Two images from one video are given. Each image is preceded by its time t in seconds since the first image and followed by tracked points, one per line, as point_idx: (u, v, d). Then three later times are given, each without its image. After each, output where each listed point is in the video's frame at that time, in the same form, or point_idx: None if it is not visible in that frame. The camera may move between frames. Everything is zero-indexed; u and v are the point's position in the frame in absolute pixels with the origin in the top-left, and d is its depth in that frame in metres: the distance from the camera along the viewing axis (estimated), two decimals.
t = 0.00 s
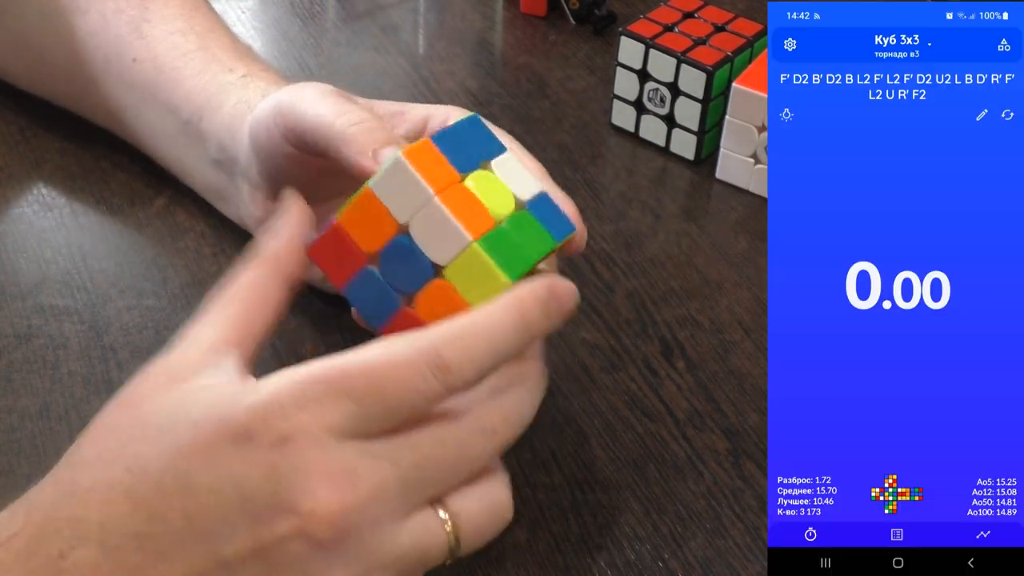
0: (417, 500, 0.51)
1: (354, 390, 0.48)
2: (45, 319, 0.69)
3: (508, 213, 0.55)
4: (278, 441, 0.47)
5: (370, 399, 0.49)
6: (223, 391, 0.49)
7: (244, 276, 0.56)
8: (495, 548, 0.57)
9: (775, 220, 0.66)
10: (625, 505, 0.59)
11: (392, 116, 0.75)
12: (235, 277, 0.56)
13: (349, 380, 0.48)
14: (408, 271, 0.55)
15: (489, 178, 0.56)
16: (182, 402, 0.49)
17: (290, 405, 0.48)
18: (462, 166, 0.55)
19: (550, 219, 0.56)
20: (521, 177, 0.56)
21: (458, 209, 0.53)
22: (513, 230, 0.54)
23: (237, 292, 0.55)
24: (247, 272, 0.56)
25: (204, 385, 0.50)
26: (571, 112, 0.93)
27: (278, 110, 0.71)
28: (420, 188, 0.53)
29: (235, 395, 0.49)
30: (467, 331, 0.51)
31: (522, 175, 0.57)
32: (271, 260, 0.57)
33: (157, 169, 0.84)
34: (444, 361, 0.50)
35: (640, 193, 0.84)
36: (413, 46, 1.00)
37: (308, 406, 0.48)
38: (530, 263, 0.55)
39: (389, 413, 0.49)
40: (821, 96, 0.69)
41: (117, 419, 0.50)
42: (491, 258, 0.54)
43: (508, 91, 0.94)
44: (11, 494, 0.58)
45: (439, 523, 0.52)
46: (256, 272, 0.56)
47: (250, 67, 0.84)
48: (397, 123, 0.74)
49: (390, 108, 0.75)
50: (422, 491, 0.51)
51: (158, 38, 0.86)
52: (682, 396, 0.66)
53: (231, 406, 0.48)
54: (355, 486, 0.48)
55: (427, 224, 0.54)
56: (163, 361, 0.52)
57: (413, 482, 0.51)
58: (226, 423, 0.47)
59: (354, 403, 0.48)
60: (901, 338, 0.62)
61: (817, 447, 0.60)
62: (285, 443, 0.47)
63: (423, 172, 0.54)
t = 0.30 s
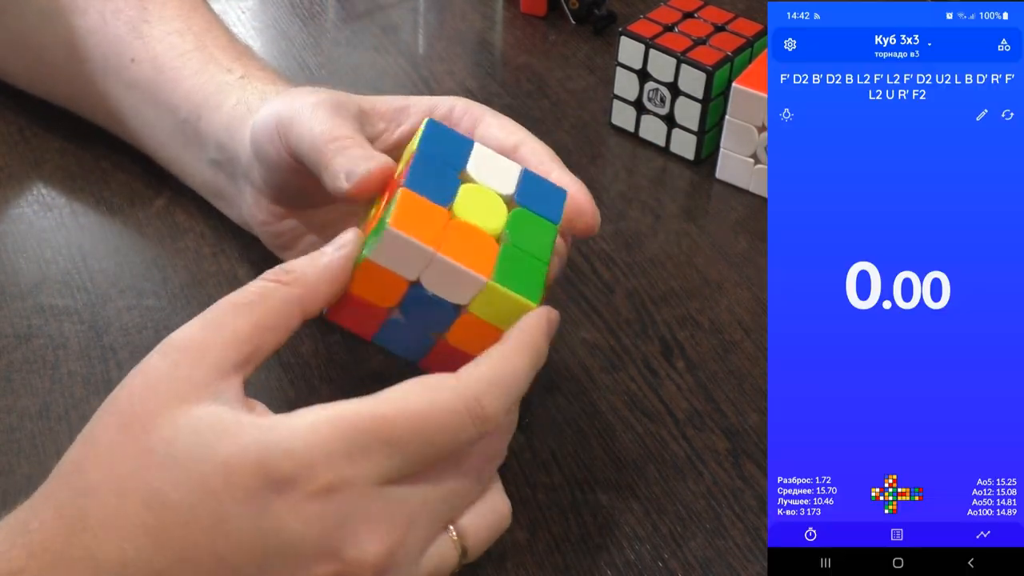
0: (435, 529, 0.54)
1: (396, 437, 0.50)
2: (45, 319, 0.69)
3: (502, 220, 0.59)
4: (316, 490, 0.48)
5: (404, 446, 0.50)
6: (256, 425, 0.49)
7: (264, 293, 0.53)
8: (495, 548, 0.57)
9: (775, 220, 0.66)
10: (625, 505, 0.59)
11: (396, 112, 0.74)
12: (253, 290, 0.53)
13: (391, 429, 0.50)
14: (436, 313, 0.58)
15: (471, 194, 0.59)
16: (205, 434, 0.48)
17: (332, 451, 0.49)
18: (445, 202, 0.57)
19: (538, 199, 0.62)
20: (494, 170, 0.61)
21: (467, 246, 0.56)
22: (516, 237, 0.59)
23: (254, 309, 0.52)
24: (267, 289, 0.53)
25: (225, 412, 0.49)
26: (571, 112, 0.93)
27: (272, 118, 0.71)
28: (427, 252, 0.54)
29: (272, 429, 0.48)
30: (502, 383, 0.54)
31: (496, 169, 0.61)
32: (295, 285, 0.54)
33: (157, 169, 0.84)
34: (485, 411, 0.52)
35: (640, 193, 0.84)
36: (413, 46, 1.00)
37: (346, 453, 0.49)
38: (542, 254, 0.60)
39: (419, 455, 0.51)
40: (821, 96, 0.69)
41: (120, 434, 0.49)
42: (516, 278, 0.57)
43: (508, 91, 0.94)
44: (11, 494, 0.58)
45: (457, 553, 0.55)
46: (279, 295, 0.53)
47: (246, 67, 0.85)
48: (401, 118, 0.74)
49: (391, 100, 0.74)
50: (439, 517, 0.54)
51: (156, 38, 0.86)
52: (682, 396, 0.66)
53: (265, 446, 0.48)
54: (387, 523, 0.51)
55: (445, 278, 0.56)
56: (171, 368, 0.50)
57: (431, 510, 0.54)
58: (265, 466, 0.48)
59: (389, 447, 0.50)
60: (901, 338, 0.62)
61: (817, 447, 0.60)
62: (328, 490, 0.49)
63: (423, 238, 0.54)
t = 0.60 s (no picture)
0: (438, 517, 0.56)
1: (442, 466, 0.51)
2: (45, 319, 0.69)
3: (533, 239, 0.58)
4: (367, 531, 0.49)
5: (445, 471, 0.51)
6: (321, 476, 0.47)
7: (325, 363, 0.48)
8: (495, 548, 0.57)
9: (774, 220, 0.67)
10: (625, 505, 0.59)
11: (367, 112, 0.73)
12: (312, 359, 0.47)
13: (441, 462, 0.50)
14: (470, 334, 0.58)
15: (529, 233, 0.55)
16: (267, 491, 0.46)
17: (394, 495, 0.49)
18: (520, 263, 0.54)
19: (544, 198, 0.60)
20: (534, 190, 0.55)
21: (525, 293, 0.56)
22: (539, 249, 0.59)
23: (316, 377, 0.48)
24: (329, 358, 0.48)
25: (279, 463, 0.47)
26: (571, 112, 0.93)
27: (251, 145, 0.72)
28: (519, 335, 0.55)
29: (340, 482, 0.47)
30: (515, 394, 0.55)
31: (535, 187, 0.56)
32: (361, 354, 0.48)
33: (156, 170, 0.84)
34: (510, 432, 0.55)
35: (640, 193, 0.84)
36: (413, 46, 1.00)
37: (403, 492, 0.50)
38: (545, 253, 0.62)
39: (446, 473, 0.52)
40: (821, 96, 0.69)
41: (164, 487, 0.46)
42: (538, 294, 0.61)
43: (508, 91, 0.94)
44: (11, 494, 0.58)
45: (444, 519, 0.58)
46: (344, 365, 0.48)
47: (225, 76, 0.83)
48: (374, 118, 0.73)
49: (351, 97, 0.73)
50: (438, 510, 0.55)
51: (142, 46, 0.86)
52: (682, 396, 0.66)
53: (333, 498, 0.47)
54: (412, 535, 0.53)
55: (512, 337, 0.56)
56: (223, 428, 0.47)
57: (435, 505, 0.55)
58: (332, 518, 0.47)
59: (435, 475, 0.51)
60: (901, 338, 0.62)
61: (817, 447, 0.60)
62: (385, 527, 0.50)
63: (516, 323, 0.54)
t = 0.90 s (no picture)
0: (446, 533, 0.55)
1: (441, 476, 0.50)
2: (45, 319, 0.69)
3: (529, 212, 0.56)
4: (356, 533, 0.49)
5: (445, 482, 0.51)
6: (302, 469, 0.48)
7: (305, 335, 0.51)
8: (495, 548, 0.57)
9: (775, 220, 0.67)
10: (625, 505, 0.59)
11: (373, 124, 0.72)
12: (292, 331, 0.51)
13: (439, 471, 0.50)
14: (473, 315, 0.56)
15: (507, 193, 0.54)
16: (250, 476, 0.48)
17: (383, 498, 0.48)
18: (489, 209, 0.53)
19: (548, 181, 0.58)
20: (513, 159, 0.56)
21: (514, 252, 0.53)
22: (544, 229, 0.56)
23: (297, 351, 0.51)
24: (306, 327, 0.51)
25: (263, 453, 0.48)
26: (571, 112, 0.93)
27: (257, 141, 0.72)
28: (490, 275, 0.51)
29: (317, 478, 0.47)
30: (532, 409, 0.54)
31: (514, 159, 0.56)
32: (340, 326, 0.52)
33: (156, 169, 0.84)
34: (519, 442, 0.54)
35: (640, 193, 0.84)
36: (413, 46, 1.00)
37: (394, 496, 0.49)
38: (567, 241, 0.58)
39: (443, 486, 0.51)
40: (821, 96, 0.69)
41: (158, 466, 0.48)
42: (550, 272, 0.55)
43: (508, 91, 0.94)
44: (11, 494, 0.58)
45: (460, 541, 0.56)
46: (323, 337, 0.51)
47: (233, 74, 0.83)
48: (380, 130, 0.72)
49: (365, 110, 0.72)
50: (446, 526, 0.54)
51: (147, 44, 0.86)
52: (683, 396, 0.66)
53: (307, 492, 0.47)
54: (411, 545, 0.52)
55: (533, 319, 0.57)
56: (214, 407, 0.49)
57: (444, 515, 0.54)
58: (308, 516, 0.47)
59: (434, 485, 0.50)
60: (901, 338, 0.62)
61: (817, 447, 0.60)
62: (371, 530, 0.49)
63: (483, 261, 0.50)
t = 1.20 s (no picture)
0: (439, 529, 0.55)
1: (414, 453, 0.50)
2: (46, 319, 0.69)
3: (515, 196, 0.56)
4: (339, 520, 0.49)
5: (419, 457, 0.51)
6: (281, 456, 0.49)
7: (329, 359, 0.53)
8: (495, 547, 0.57)
9: (775, 220, 0.67)
10: (625, 505, 0.59)
11: (380, 120, 0.73)
12: (317, 351, 0.53)
13: (411, 448, 0.50)
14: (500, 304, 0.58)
15: (485, 189, 0.55)
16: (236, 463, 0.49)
17: (357, 482, 0.49)
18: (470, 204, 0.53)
19: (517, 158, 0.58)
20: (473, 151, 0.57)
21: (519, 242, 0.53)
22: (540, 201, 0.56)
23: (317, 371, 0.53)
24: (332, 353, 0.53)
25: (251, 438, 0.50)
26: (571, 112, 0.93)
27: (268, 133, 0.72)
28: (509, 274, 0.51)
29: (293, 463, 0.49)
30: (498, 376, 0.54)
31: (476, 152, 0.57)
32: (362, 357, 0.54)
33: (157, 169, 0.84)
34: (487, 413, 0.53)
35: (640, 193, 0.84)
36: (413, 46, 1.00)
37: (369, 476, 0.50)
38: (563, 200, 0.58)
39: (419, 463, 0.51)
40: (821, 97, 0.69)
41: (156, 450, 0.49)
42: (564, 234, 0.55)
43: (508, 91, 0.94)
44: (12, 494, 0.58)
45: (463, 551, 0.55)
46: (346, 364, 0.53)
47: (240, 70, 0.84)
48: (386, 126, 0.73)
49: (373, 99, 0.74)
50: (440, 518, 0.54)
51: (151, 41, 0.86)
52: (683, 396, 0.66)
53: (282, 477, 0.48)
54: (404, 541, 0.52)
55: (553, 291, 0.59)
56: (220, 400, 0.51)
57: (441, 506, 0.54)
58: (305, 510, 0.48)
59: (410, 463, 0.51)
60: (901, 338, 0.62)
61: (817, 446, 0.60)
62: (356, 518, 0.50)
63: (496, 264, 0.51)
